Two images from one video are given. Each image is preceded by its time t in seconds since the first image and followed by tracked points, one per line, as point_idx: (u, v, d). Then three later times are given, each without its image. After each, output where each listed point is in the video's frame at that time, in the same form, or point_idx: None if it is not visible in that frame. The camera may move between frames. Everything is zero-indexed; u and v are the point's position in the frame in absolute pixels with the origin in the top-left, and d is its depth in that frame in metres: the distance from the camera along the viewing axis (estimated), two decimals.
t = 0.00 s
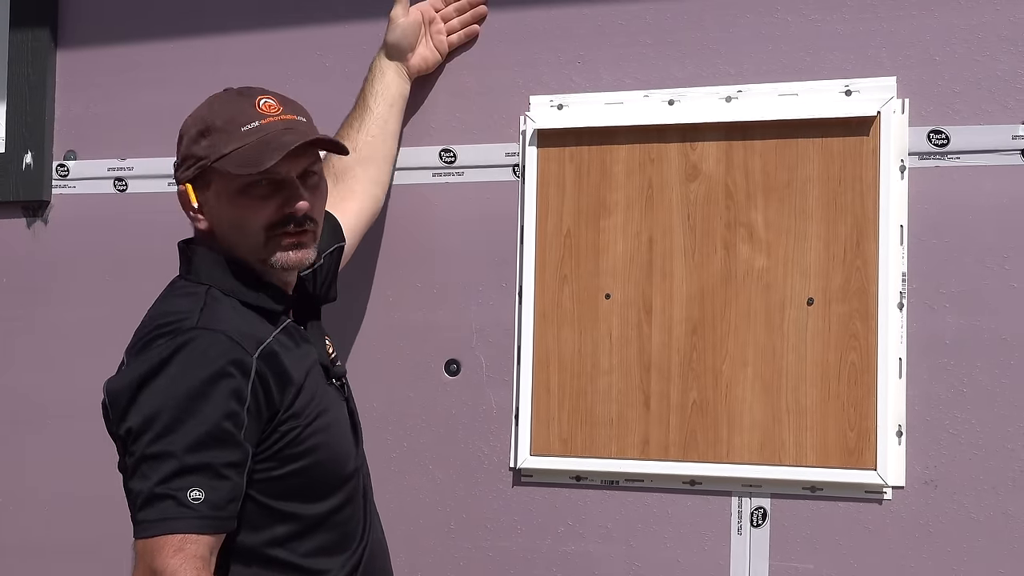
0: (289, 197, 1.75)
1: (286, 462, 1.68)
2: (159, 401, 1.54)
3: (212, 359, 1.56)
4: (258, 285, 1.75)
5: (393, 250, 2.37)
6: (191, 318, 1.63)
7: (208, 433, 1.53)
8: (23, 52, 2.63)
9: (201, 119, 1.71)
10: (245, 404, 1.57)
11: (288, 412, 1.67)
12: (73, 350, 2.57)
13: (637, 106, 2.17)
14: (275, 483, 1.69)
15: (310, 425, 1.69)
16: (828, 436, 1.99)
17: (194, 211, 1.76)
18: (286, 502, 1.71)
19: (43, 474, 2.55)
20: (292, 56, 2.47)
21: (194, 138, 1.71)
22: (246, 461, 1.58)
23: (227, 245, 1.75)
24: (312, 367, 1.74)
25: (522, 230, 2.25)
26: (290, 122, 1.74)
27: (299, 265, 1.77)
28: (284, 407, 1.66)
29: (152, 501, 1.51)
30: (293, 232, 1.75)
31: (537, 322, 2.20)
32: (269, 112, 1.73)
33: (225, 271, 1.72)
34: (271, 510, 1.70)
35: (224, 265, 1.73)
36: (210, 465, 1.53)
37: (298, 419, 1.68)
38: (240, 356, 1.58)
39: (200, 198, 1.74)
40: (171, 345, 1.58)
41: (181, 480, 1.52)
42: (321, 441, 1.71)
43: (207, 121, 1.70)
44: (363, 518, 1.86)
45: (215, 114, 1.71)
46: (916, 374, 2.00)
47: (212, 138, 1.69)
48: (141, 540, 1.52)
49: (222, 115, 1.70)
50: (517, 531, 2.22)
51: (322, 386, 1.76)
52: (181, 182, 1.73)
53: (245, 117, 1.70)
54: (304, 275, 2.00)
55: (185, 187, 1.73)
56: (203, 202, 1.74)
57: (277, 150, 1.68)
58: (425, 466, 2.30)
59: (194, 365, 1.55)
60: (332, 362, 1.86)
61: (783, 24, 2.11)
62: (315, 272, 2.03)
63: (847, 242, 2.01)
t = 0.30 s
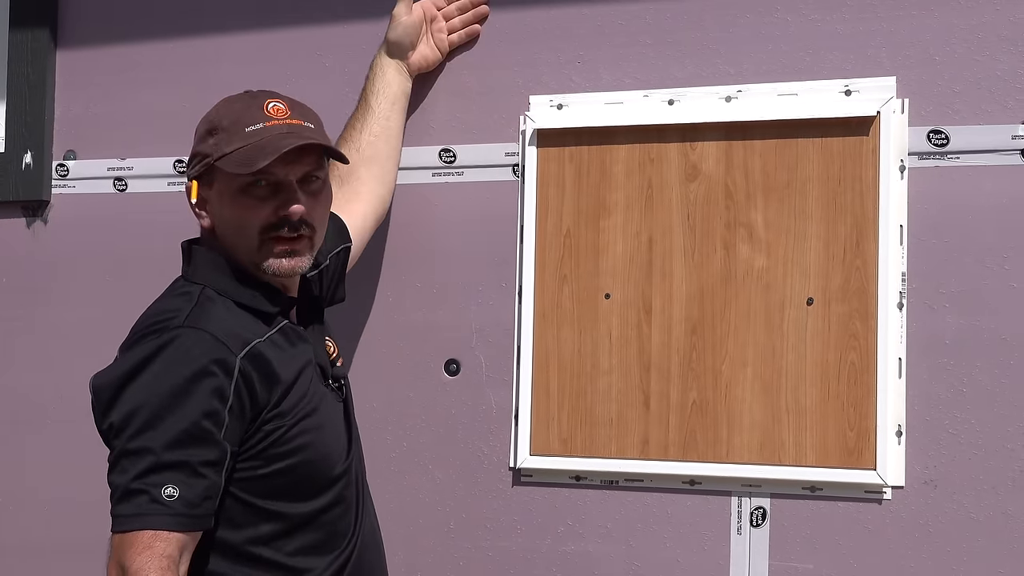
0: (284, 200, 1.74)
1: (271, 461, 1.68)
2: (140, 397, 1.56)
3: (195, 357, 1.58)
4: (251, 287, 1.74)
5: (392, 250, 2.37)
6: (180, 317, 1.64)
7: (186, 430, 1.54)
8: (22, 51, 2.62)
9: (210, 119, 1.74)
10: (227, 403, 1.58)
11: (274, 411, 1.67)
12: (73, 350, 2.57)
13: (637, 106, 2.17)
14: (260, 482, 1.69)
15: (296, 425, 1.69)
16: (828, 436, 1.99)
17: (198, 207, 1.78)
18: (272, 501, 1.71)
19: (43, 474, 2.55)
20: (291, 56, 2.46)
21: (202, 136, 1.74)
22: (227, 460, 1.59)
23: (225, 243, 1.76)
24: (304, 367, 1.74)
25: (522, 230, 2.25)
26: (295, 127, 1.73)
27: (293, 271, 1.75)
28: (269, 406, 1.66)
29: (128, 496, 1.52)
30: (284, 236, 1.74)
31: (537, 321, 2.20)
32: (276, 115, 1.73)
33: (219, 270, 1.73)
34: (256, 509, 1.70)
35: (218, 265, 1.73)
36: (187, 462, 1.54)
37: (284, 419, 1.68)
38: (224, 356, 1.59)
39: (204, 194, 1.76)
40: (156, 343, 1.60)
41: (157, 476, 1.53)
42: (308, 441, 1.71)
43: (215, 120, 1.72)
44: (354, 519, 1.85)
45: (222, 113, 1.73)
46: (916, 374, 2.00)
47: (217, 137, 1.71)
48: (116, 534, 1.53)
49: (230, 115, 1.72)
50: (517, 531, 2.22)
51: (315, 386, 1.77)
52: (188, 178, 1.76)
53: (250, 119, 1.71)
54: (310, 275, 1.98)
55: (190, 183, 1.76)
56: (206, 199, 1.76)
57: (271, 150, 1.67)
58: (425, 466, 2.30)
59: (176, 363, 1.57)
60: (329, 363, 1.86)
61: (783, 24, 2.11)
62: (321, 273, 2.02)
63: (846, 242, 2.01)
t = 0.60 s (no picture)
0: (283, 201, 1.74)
1: (265, 461, 1.69)
2: (133, 399, 1.56)
3: (188, 358, 1.57)
4: (245, 287, 1.73)
5: (392, 250, 2.37)
6: (173, 318, 1.64)
7: (180, 431, 1.54)
8: (22, 51, 2.62)
9: (208, 118, 1.74)
10: (220, 403, 1.58)
11: (266, 411, 1.67)
12: (73, 349, 2.57)
13: (636, 106, 2.17)
14: (253, 482, 1.69)
15: (289, 425, 1.69)
16: (828, 436, 1.99)
17: (195, 206, 1.78)
18: (265, 501, 1.71)
19: (43, 474, 2.55)
20: (291, 55, 2.47)
21: (200, 135, 1.74)
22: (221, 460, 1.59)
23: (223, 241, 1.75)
24: (297, 367, 1.75)
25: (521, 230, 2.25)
26: (293, 129, 1.73)
27: (289, 269, 1.75)
28: (262, 406, 1.66)
29: (123, 498, 1.53)
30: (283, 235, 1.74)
31: (536, 321, 2.20)
32: (275, 117, 1.72)
33: (213, 271, 1.72)
34: (250, 509, 1.70)
35: (212, 265, 1.73)
36: (181, 463, 1.54)
37: (276, 419, 1.68)
38: (216, 356, 1.59)
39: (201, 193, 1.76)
40: (148, 344, 1.60)
41: (151, 477, 1.53)
42: (300, 441, 1.71)
43: (213, 120, 1.72)
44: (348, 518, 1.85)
45: (221, 113, 1.72)
46: (915, 374, 2.00)
47: (216, 137, 1.71)
48: (112, 536, 1.54)
49: (228, 115, 1.71)
50: (516, 531, 2.22)
51: (308, 386, 1.76)
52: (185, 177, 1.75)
53: (249, 119, 1.70)
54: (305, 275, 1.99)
55: (188, 181, 1.75)
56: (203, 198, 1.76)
57: (271, 151, 1.67)
58: (424, 465, 2.31)
59: (168, 364, 1.57)
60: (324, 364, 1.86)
61: (783, 24, 2.11)
62: (318, 273, 2.04)
63: (846, 242, 2.01)
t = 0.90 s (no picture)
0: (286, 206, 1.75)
1: (264, 461, 1.69)
2: (133, 399, 1.56)
3: (186, 357, 1.58)
4: (244, 287, 1.73)
5: (392, 250, 2.37)
6: (171, 317, 1.64)
7: (180, 432, 1.54)
8: (21, 51, 2.62)
9: (210, 119, 1.73)
10: (220, 403, 1.58)
11: (264, 410, 1.67)
12: (73, 349, 2.57)
13: (636, 106, 2.17)
14: (252, 482, 1.69)
15: (288, 424, 1.70)
16: (828, 437, 1.99)
17: (195, 205, 1.77)
18: (264, 501, 1.71)
19: (43, 474, 2.55)
20: (291, 55, 2.46)
21: (201, 135, 1.73)
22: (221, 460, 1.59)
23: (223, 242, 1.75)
24: (296, 367, 1.75)
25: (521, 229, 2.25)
26: (295, 132, 1.73)
27: (289, 274, 1.75)
28: (260, 405, 1.66)
29: (125, 499, 1.53)
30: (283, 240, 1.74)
31: (536, 321, 2.20)
32: (276, 120, 1.72)
33: (212, 271, 1.72)
34: (249, 509, 1.71)
35: (211, 266, 1.72)
36: (181, 464, 1.54)
37: (275, 418, 1.68)
38: (215, 356, 1.59)
39: (201, 194, 1.76)
40: (147, 344, 1.60)
41: (152, 478, 1.53)
42: (299, 440, 1.71)
43: (215, 121, 1.72)
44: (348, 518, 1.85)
45: (224, 115, 1.72)
46: (915, 374, 2.00)
47: (218, 138, 1.70)
48: (115, 536, 1.54)
49: (230, 117, 1.71)
50: (516, 531, 2.22)
51: (306, 386, 1.76)
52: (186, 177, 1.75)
53: (250, 122, 1.70)
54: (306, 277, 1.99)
55: (188, 181, 1.75)
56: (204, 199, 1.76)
57: (275, 157, 1.67)
58: (424, 465, 2.31)
59: (167, 365, 1.57)
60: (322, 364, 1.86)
61: (783, 24, 2.11)
62: (315, 274, 2.02)
63: (846, 241, 2.01)
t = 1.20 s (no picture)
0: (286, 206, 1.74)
1: (263, 460, 1.69)
2: (133, 398, 1.56)
3: (186, 357, 1.58)
4: (245, 287, 1.73)
5: (392, 250, 2.37)
6: (171, 317, 1.64)
7: (180, 431, 1.54)
8: (21, 51, 2.62)
9: (212, 119, 1.73)
10: (220, 402, 1.58)
11: (264, 410, 1.67)
12: (73, 349, 2.57)
13: (635, 105, 2.17)
14: (251, 481, 1.69)
15: (287, 424, 1.70)
16: (827, 437, 1.99)
17: (195, 205, 1.77)
18: (263, 500, 1.71)
19: (42, 474, 2.55)
20: (291, 56, 2.47)
21: (202, 135, 1.73)
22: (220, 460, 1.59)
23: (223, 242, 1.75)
24: (295, 366, 1.75)
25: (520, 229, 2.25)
26: (296, 132, 1.73)
27: (289, 273, 1.76)
28: (260, 405, 1.66)
29: (124, 498, 1.53)
30: (284, 240, 1.74)
31: (536, 321, 2.20)
32: (278, 120, 1.72)
33: (212, 271, 1.72)
34: (248, 508, 1.70)
35: (212, 265, 1.72)
36: (181, 463, 1.54)
37: (274, 417, 1.68)
38: (215, 355, 1.59)
39: (202, 194, 1.76)
40: (147, 343, 1.60)
41: (152, 477, 1.53)
42: (298, 440, 1.71)
43: (216, 120, 1.72)
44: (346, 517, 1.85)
45: (225, 114, 1.72)
46: (914, 374, 2.00)
47: (219, 138, 1.70)
48: (115, 535, 1.54)
49: (231, 117, 1.71)
50: (516, 531, 2.22)
51: (306, 386, 1.77)
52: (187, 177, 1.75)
53: (252, 123, 1.70)
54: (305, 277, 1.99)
55: (189, 181, 1.75)
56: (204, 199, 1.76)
57: (275, 157, 1.67)
58: (424, 465, 2.31)
59: (167, 364, 1.57)
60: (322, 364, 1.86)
61: (782, 24, 2.11)
62: (315, 275, 2.02)
63: (846, 241, 2.01)
